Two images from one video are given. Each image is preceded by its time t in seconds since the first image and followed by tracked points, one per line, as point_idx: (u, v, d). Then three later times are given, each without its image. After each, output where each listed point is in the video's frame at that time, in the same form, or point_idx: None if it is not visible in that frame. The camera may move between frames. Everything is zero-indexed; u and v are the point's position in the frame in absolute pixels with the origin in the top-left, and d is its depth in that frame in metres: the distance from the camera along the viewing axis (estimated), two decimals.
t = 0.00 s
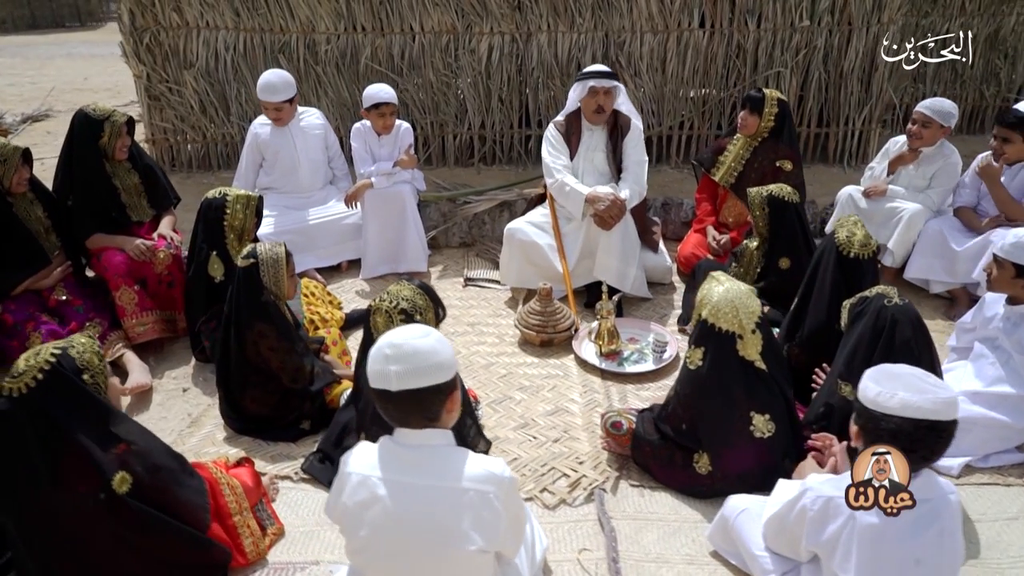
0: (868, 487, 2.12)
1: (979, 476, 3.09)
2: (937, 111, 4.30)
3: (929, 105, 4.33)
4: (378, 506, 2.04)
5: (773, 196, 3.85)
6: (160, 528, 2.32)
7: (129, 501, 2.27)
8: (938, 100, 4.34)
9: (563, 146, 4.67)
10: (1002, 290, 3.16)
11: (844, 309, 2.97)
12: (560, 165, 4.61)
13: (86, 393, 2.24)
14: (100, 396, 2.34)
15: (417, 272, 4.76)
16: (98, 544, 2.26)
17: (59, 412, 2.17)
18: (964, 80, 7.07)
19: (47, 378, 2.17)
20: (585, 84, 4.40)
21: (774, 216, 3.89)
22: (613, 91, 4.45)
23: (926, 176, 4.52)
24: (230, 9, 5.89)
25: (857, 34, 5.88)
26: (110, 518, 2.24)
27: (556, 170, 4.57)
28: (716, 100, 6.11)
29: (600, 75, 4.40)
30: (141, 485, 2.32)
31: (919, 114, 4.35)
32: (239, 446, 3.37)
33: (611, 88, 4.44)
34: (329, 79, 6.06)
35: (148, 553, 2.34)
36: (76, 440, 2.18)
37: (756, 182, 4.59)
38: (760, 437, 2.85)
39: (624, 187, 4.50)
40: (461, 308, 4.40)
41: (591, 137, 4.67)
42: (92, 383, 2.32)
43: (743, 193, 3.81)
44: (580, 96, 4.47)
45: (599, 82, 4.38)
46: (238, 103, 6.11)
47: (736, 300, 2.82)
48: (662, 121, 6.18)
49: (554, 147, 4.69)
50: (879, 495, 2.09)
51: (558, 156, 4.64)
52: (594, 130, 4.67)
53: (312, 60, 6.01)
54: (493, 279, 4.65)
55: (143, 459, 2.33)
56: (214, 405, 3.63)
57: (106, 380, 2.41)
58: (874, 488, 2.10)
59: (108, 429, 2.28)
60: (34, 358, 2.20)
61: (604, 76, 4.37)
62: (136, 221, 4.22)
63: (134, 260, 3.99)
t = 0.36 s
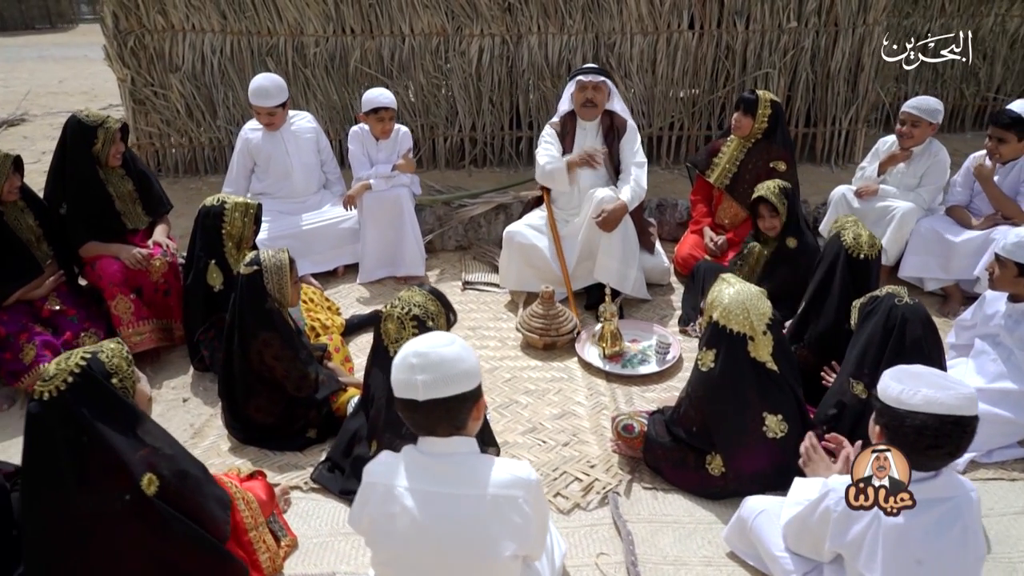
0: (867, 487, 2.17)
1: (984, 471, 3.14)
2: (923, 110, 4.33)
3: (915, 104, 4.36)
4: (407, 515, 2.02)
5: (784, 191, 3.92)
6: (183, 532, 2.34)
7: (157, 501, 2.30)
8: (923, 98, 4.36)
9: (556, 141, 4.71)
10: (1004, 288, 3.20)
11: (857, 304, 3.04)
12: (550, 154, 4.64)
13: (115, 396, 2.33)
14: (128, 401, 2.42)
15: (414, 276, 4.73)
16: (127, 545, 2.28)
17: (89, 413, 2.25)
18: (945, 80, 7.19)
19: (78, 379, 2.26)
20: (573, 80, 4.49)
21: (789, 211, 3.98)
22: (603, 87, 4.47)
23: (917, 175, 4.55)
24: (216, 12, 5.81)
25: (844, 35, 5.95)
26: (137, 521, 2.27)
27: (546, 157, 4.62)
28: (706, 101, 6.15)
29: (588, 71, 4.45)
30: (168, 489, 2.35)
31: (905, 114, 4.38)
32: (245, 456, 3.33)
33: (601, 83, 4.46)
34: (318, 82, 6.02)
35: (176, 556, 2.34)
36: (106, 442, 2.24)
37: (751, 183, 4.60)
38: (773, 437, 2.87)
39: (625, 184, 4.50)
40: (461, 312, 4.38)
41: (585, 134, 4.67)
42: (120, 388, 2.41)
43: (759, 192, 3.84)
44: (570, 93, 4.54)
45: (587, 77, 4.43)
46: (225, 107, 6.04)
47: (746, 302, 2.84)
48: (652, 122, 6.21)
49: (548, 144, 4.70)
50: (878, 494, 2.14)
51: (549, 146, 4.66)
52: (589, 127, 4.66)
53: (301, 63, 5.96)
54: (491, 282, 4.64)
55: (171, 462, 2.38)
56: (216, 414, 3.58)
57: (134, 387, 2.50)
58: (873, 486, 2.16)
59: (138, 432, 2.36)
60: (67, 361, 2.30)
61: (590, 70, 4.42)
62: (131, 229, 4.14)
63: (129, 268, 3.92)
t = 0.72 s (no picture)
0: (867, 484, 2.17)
1: (986, 465, 3.18)
2: (912, 108, 4.36)
3: (903, 103, 4.39)
4: (434, 527, 1.99)
5: (780, 190, 4.07)
6: (203, 534, 2.34)
7: (177, 505, 2.30)
8: (910, 97, 4.39)
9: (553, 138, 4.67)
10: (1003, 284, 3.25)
11: (861, 300, 3.07)
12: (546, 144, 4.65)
13: (131, 401, 2.32)
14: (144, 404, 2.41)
15: (411, 279, 4.70)
16: (148, 550, 2.30)
17: (107, 418, 2.26)
18: (926, 80, 7.30)
19: (93, 386, 2.27)
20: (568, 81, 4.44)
21: (787, 210, 4.09)
22: (600, 88, 4.45)
23: (907, 173, 4.58)
24: (202, 13, 5.72)
25: (830, 35, 6.01)
26: (158, 523, 2.29)
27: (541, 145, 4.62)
28: (695, 101, 6.19)
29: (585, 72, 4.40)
30: (188, 492, 2.34)
31: (894, 113, 4.40)
32: (250, 465, 3.29)
33: (598, 83, 4.43)
34: (307, 84, 5.96)
35: (197, 559, 2.35)
36: (123, 447, 2.25)
37: (746, 183, 4.60)
38: (785, 436, 2.88)
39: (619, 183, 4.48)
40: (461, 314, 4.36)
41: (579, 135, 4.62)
42: (135, 392, 2.39)
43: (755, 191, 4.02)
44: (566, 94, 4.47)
45: (584, 77, 4.37)
46: (212, 109, 5.96)
47: (755, 302, 2.86)
48: (642, 123, 6.24)
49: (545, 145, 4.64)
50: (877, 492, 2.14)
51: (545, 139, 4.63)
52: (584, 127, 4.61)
53: (289, 65, 5.90)
54: (489, 285, 4.62)
55: (189, 465, 2.36)
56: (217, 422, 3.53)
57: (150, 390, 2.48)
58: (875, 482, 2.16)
59: (157, 435, 2.34)
60: (79, 370, 2.30)
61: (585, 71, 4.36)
62: (125, 235, 4.11)
63: (125, 275, 3.85)
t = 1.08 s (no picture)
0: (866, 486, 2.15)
1: (982, 454, 3.24)
2: (895, 104, 4.47)
3: (886, 100, 4.49)
4: (457, 534, 1.92)
5: (769, 192, 4.05)
6: (215, 545, 2.26)
7: (189, 515, 2.21)
8: (893, 94, 4.50)
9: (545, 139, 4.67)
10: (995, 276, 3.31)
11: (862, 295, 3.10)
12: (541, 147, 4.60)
13: (138, 410, 2.22)
14: (150, 412, 2.31)
15: (403, 281, 4.67)
16: (159, 562, 2.21)
17: (114, 427, 2.15)
18: (900, 79, 7.44)
19: (98, 396, 2.16)
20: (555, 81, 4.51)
21: (775, 211, 4.08)
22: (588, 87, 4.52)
23: (891, 169, 4.64)
24: (181, 13, 5.61)
25: (810, 34, 6.09)
26: (168, 535, 2.20)
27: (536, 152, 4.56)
28: (679, 100, 6.24)
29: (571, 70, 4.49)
30: (199, 503, 2.26)
31: (878, 109, 4.50)
32: (252, 472, 3.23)
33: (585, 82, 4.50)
34: (290, 85, 5.89)
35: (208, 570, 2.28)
36: (131, 458, 2.15)
37: (736, 182, 4.62)
38: (791, 432, 2.92)
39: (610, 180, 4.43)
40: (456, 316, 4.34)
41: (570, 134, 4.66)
42: (141, 400, 2.29)
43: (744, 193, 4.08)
44: (555, 93, 4.54)
45: (572, 76, 4.45)
46: (192, 112, 5.86)
47: (761, 299, 2.88)
48: (627, 122, 6.28)
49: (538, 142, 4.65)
50: (878, 496, 2.13)
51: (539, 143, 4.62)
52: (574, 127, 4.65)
53: (271, 66, 5.82)
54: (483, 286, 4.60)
55: (199, 474, 2.28)
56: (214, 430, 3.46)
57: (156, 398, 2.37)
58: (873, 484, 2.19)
59: (165, 444, 2.25)
60: (82, 379, 2.19)
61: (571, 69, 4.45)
62: (112, 239, 4.01)
63: (113, 281, 3.76)
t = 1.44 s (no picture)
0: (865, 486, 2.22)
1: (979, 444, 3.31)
2: (881, 105, 4.51)
3: (873, 100, 4.53)
4: (486, 537, 1.90)
5: (760, 192, 4.02)
6: (232, 555, 2.21)
7: (207, 525, 2.17)
8: (880, 95, 4.54)
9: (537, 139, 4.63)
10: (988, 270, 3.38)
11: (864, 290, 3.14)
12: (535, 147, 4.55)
13: (151, 419, 2.16)
14: (163, 421, 2.25)
15: (396, 284, 4.63)
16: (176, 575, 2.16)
17: (129, 437, 2.09)
18: (876, 78, 7.57)
19: (111, 405, 2.10)
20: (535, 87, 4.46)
21: (766, 211, 4.03)
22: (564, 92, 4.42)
23: (876, 166, 4.68)
24: (161, 13, 5.51)
25: (791, 34, 6.17)
26: (186, 546, 2.15)
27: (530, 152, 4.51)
28: (664, 100, 6.29)
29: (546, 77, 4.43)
30: (216, 512, 2.21)
31: (865, 109, 4.55)
32: (257, 480, 3.18)
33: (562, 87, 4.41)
34: (274, 86, 5.82)
35: None
36: (147, 469, 2.09)
37: (726, 181, 4.66)
38: (798, 427, 2.95)
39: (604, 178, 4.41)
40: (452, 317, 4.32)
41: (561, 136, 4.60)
42: (154, 408, 2.23)
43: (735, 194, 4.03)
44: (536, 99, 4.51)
45: (544, 84, 4.41)
46: (174, 114, 5.76)
47: (767, 296, 2.91)
48: (612, 122, 6.31)
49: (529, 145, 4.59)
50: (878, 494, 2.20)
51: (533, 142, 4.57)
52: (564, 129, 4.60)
53: (254, 67, 5.75)
54: (477, 286, 4.59)
55: (215, 483, 2.24)
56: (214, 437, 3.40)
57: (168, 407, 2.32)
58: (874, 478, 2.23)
59: (180, 453, 2.20)
60: (94, 389, 2.13)
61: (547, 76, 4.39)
62: (100, 244, 3.92)
63: (104, 288, 3.67)
